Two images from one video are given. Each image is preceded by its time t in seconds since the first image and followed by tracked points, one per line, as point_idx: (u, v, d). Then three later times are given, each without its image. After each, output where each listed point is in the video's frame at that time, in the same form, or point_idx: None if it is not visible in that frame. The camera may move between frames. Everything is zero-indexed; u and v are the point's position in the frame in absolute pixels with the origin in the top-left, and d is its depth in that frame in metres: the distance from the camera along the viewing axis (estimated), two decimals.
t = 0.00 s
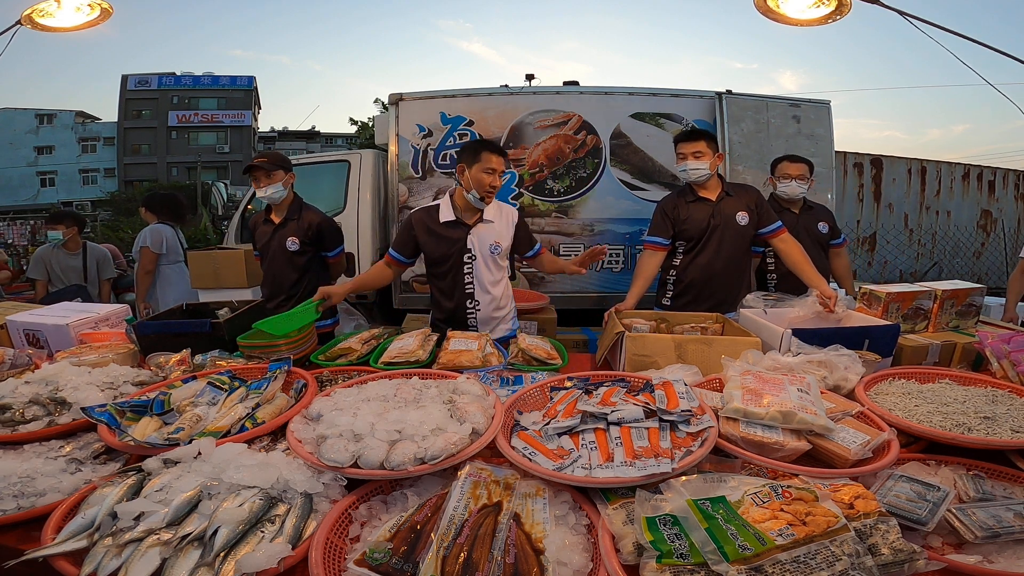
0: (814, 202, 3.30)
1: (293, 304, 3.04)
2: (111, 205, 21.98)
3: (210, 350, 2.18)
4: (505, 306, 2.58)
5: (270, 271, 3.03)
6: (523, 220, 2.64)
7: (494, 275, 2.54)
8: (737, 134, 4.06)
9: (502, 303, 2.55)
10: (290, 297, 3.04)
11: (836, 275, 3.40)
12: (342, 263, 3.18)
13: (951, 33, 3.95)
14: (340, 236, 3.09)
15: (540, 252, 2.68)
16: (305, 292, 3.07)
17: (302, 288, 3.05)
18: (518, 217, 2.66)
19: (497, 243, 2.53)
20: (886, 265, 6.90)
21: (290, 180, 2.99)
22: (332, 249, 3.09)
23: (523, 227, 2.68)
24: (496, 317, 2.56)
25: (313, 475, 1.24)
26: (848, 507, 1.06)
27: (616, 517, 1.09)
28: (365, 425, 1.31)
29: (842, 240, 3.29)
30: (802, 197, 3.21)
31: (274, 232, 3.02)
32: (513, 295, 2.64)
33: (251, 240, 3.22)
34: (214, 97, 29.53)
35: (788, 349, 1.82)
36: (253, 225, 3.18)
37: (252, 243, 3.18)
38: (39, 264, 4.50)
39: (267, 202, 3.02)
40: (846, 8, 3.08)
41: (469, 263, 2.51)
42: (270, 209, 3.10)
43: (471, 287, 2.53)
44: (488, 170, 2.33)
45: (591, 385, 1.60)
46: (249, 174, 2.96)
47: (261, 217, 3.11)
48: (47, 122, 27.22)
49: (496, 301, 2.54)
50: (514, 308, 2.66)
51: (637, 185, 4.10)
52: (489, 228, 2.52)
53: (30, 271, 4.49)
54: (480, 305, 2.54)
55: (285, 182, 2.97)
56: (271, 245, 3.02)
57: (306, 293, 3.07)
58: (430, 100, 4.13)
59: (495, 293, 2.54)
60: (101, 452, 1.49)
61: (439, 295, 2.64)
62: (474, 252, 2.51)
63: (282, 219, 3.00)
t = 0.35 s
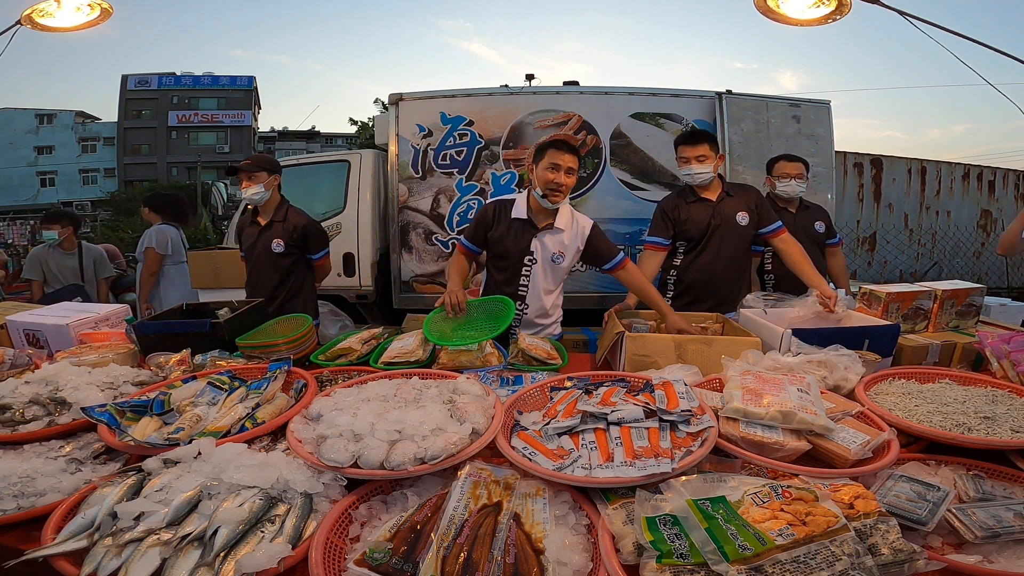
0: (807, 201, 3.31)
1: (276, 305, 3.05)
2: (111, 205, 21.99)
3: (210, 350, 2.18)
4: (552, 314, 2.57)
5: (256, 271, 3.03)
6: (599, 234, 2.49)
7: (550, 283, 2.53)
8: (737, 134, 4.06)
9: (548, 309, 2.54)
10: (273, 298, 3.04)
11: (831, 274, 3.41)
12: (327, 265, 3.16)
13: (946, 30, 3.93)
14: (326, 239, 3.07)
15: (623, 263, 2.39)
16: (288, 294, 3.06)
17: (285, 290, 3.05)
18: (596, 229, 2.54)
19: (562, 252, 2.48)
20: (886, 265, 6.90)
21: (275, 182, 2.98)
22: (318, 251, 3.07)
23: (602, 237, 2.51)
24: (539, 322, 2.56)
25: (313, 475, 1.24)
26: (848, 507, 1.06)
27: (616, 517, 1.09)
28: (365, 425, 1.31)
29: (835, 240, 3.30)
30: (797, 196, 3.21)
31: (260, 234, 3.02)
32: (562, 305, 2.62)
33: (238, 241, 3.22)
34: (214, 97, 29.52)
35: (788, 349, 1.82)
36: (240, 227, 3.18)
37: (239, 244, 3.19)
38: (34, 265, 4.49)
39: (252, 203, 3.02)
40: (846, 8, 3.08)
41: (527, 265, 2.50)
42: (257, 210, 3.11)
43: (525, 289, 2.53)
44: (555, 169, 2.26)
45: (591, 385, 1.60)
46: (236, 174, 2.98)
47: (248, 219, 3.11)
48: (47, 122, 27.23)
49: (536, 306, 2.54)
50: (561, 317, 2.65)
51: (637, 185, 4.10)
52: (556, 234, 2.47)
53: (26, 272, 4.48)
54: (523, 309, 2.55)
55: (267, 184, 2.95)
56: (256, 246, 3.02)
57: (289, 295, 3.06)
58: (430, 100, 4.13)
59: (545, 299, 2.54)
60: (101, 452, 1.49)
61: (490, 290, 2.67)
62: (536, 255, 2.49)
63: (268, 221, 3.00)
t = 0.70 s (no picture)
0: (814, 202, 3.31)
1: (275, 305, 3.06)
2: (111, 205, 21.98)
3: (210, 350, 2.18)
4: (573, 315, 2.58)
5: (251, 273, 3.02)
6: (627, 242, 2.46)
7: (573, 283, 2.55)
8: (737, 133, 4.06)
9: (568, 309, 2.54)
10: (271, 298, 3.05)
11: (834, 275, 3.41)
12: (323, 262, 3.19)
13: (947, 31, 3.85)
14: (321, 236, 3.11)
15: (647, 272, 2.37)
16: (286, 293, 3.08)
17: (284, 290, 3.06)
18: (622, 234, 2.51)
19: (586, 255, 2.50)
20: (886, 265, 6.90)
21: (265, 182, 2.98)
22: (314, 249, 3.10)
23: (630, 244, 2.49)
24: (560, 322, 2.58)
25: (313, 475, 1.24)
26: (848, 507, 1.06)
27: (616, 517, 1.09)
28: (365, 425, 1.31)
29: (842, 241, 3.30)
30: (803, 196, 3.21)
31: (253, 236, 3.00)
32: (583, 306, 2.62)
33: (227, 244, 3.18)
34: (214, 97, 29.51)
35: (788, 349, 1.82)
36: (229, 229, 3.15)
37: (228, 247, 3.14)
38: (24, 265, 4.48)
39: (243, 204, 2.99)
40: (846, 8, 3.08)
41: (552, 265, 2.52)
42: (247, 211, 3.08)
43: (547, 288, 2.55)
44: (590, 182, 2.22)
45: (591, 385, 1.60)
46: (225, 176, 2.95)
47: (238, 220, 3.09)
48: (47, 122, 27.25)
49: (552, 307, 2.55)
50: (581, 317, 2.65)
51: (637, 185, 4.10)
52: (582, 237, 2.48)
53: (16, 274, 4.48)
54: (543, 308, 2.57)
55: (258, 184, 2.95)
56: (251, 247, 3.01)
57: (288, 294, 3.08)
58: (430, 100, 4.13)
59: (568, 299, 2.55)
60: (101, 452, 1.49)
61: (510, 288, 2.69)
62: (561, 256, 2.50)
63: (262, 221, 2.99)
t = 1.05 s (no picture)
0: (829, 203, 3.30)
1: (282, 304, 3.05)
2: (111, 205, 21.98)
3: (210, 350, 2.18)
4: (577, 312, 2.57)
5: (256, 273, 3.00)
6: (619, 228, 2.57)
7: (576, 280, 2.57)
8: (738, 133, 4.06)
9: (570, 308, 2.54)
10: (277, 297, 3.05)
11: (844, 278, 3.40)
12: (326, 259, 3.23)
13: (947, 31, 3.79)
14: (325, 233, 3.15)
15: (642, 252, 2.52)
16: (292, 291, 3.08)
17: (289, 288, 3.07)
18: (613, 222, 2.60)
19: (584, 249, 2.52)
20: (886, 265, 6.89)
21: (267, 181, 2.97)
22: (319, 245, 3.13)
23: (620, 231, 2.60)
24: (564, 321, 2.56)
25: (313, 475, 1.24)
26: (848, 507, 1.06)
27: (616, 517, 1.09)
28: (365, 425, 1.31)
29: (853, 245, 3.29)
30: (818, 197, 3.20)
31: (257, 236, 2.99)
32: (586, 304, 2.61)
33: (225, 246, 3.13)
34: (214, 97, 29.50)
35: (788, 349, 1.82)
36: (229, 230, 3.10)
37: (227, 249, 3.09)
38: (14, 270, 4.48)
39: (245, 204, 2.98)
40: (846, 8, 3.08)
41: (551, 264, 2.52)
42: (246, 211, 3.05)
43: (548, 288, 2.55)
44: (581, 184, 2.25)
45: (591, 385, 1.60)
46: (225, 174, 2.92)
47: (239, 221, 3.05)
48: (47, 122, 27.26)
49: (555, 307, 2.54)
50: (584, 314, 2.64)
51: (637, 185, 4.10)
52: (577, 233, 2.51)
53: (7, 278, 4.47)
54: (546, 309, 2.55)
55: (260, 182, 2.94)
56: (255, 247, 2.99)
57: (294, 292, 3.09)
58: (431, 100, 4.13)
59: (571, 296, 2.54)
60: (101, 452, 1.49)
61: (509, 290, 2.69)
62: (558, 254, 2.52)
63: (265, 221, 2.98)
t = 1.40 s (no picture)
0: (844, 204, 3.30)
1: (292, 304, 3.05)
2: (110, 205, 21.97)
3: (210, 350, 2.18)
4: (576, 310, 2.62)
5: (269, 271, 3.00)
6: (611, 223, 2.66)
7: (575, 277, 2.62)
8: (738, 133, 4.06)
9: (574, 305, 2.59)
10: (288, 297, 3.04)
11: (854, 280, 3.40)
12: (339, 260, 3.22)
13: (947, 31, 3.74)
14: (340, 234, 3.14)
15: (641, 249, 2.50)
16: (303, 292, 3.07)
17: (301, 288, 3.06)
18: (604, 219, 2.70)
19: (582, 247, 2.61)
20: (886, 265, 6.89)
21: (283, 180, 2.98)
22: (332, 246, 3.12)
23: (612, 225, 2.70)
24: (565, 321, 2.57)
25: (313, 475, 1.24)
26: (848, 507, 1.06)
27: (616, 516, 1.09)
28: (365, 425, 1.31)
29: (869, 247, 3.30)
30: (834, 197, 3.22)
31: (271, 233, 2.99)
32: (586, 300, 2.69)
33: (239, 243, 3.14)
34: (214, 96, 29.48)
35: (788, 349, 1.82)
36: (242, 226, 3.10)
37: (241, 247, 3.10)
38: (16, 269, 4.47)
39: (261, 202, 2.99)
40: (846, 8, 3.08)
41: (551, 262, 2.57)
42: (262, 209, 3.07)
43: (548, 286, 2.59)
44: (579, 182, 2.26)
45: (591, 385, 1.60)
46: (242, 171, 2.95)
47: (253, 217, 3.06)
48: (47, 122, 27.27)
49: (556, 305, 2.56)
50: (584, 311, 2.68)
51: (637, 185, 4.10)
52: (576, 232, 2.58)
53: (8, 278, 4.46)
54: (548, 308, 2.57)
55: (276, 181, 2.95)
56: (268, 245, 2.99)
57: (305, 292, 3.08)
58: (430, 100, 4.13)
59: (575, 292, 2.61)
60: (101, 452, 1.49)
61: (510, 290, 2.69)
62: (557, 252, 2.57)
63: (280, 219, 2.99)
